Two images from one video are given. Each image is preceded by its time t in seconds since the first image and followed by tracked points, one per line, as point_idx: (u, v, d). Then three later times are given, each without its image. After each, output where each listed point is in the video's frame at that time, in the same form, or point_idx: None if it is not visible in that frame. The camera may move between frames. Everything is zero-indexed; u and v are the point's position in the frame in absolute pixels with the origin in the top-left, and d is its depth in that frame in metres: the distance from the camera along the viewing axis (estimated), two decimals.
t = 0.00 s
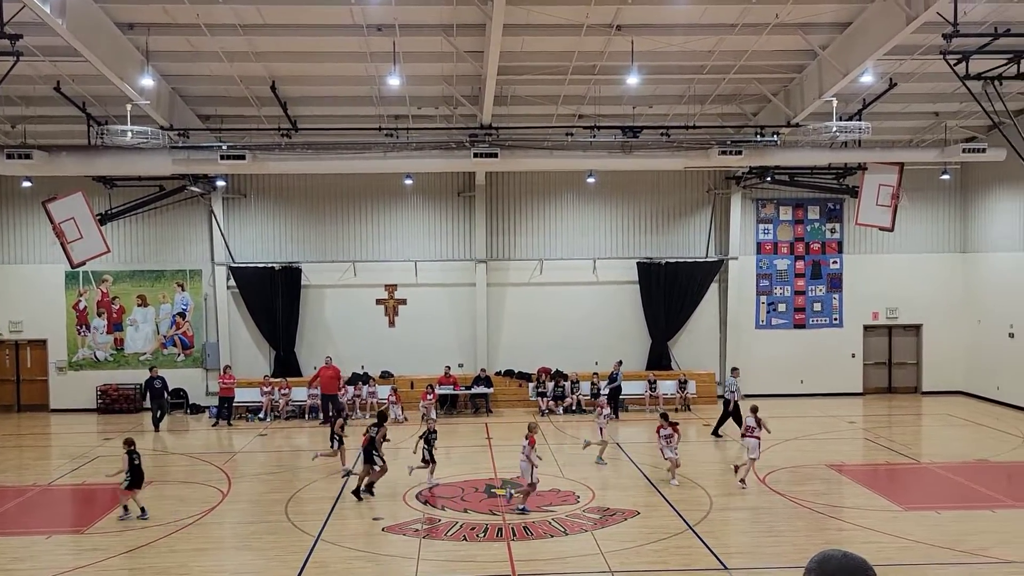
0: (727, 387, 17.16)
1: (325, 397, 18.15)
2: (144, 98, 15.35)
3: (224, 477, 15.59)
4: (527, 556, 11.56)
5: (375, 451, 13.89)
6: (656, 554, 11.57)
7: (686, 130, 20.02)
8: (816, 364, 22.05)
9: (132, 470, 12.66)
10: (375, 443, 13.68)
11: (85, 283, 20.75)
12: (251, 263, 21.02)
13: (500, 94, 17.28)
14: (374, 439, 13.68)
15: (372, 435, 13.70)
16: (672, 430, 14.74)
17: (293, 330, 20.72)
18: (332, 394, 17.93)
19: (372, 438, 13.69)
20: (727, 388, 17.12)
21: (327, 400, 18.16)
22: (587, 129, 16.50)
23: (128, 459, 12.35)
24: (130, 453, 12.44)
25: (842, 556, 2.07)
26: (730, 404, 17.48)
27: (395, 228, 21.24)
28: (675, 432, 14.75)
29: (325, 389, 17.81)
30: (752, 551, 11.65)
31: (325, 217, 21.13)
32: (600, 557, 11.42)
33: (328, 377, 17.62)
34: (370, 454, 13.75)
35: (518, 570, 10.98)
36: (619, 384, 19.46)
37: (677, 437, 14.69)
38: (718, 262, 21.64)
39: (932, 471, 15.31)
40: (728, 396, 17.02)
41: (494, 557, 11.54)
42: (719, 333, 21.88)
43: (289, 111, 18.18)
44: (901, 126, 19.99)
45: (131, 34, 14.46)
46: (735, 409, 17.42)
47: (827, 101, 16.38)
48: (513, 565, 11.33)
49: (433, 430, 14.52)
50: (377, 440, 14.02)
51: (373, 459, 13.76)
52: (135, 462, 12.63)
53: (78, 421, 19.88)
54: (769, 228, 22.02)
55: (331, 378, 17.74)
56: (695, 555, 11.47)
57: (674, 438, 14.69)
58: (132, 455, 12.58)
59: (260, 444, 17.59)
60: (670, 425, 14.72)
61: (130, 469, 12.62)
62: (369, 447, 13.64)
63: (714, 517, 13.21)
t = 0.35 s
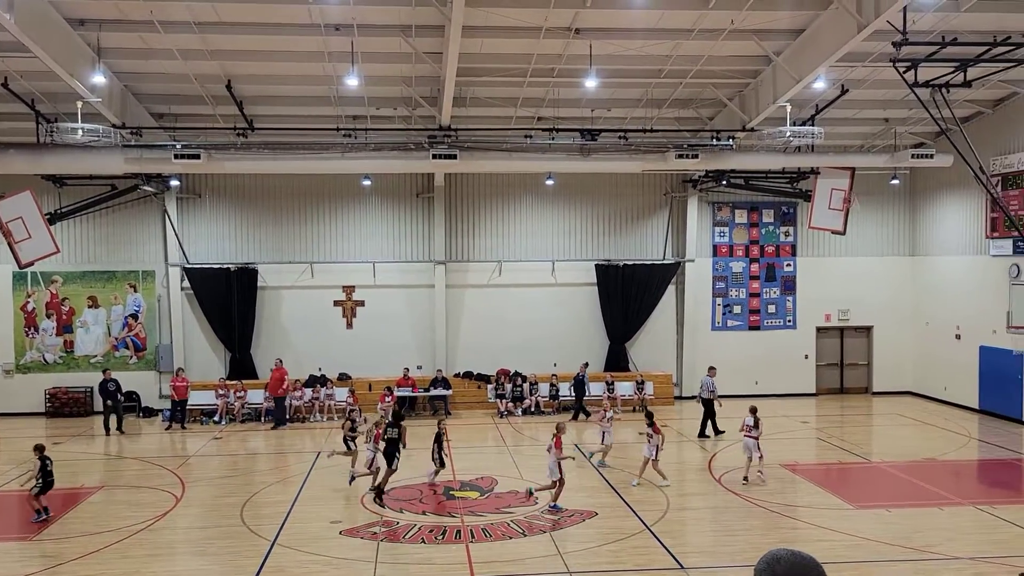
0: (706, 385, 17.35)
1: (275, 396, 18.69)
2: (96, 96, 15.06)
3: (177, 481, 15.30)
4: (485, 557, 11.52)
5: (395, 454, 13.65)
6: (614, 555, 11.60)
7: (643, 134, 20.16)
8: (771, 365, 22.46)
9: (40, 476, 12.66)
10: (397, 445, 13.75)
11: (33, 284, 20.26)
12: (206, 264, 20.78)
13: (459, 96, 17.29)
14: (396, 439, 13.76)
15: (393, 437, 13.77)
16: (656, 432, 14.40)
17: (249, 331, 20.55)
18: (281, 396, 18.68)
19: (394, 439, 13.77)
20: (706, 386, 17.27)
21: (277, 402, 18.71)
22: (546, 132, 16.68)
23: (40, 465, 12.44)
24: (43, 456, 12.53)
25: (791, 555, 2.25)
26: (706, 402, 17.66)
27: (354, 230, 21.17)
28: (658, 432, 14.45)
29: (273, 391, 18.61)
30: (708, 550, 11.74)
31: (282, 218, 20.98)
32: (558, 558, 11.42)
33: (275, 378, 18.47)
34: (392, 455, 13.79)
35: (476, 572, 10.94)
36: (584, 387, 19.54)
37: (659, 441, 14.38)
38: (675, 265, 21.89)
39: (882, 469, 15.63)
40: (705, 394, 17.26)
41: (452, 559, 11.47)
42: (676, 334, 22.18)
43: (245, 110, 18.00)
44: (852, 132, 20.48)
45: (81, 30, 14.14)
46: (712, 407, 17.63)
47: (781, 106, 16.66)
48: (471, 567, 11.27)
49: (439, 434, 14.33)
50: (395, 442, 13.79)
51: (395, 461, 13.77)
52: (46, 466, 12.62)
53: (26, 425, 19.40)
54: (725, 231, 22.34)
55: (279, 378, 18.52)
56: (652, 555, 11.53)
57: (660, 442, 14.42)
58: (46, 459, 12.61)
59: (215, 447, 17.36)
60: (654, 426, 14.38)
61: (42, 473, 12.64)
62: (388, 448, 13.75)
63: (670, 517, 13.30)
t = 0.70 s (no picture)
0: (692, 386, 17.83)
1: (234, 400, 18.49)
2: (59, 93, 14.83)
3: (142, 484, 15.02)
4: (454, 559, 11.38)
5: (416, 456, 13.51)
6: (583, 555, 11.53)
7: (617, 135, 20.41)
8: (737, 365, 22.76)
9: None
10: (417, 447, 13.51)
11: None
12: (172, 263, 20.60)
13: (429, 96, 17.29)
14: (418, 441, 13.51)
15: (411, 440, 13.52)
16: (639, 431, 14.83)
17: (215, 331, 20.42)
18: (241, 398, 18.46)
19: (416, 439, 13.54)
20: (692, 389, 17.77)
21: (237, 404, 18.54)
22: (516, 133, 16.93)
23: None
24: None
25: (763, 555, 2.40)
26: (693, 402, 18.13)
27: (322, 230, 21.11)
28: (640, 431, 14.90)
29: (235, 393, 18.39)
30: (676, 549, 11.70)
31: (250, 218, 20.85)
32: (527, 558, 11.34)
33: (235, 380, 18.20)
34: (410, 457, 13.59)
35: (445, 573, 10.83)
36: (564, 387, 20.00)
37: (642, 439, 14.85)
38: (644, 266, 22.08)
39: (846, 469, 15.79)
40: (693, 395, 17.74)
41: (421, 561, 11.32)
42: (645, 335, 22.36)
43: (212, 108, 17.83)
44: (819, 135, 20.86)
45: (44, 25, 13.85)
46: (699, 407, 18.11)
47: (749, 110, 16.83)
48: (440, 568, 11.16)
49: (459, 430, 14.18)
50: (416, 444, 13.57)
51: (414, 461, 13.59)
52: None
53: None
54: (693, 233, 22.57)
55: (240, 379, 18.21)
56: (623, 555, 11.50)
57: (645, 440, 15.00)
58: None
59: (181, 449, 17.17)
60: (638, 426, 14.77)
61: None
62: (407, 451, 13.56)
63: (639, 516, 13.30)
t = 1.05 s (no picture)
0: (680, 388, 17.58)
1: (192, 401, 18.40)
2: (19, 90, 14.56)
3: (105, 487, 14.63)
4: (423, 560, 11.05)
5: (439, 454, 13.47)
6: (553, 555, 11.30)
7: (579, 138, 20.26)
8: (704, 366, 23.00)
9: None
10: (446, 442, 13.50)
11: None
12: (136, 263, 20.36)
13: (397, 97, 17.33)
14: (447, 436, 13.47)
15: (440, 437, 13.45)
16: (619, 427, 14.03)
17: (180, 332, 20.21)
18: (201, 398, 18.41)
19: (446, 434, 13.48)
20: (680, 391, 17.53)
21: (197, 406, 18.42)
22: (485, 134, 17.23)
23: None
24: None
25: (723, 553, 2.06)
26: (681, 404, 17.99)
27: (290, 230, 21.00)
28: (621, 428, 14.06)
29: (195, 392, 18.36)
30: (646, 549, 11.51)
31: (216, 218, 20.69)
32: (496, 559, 11.04)
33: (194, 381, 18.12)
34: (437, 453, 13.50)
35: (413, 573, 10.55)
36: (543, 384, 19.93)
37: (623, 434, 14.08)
38: (612, 267, 22.27)
39: (811, 468, 15.92)
40: (679, 396, 17.56)
41: (389, 562, 10.98)
42: (613, 336, 22.56)
43: (177, 107, 17.69)
44: (784, 138, 21.24)
45: (4, 20, 13.54)
46: (684, 408, 17.92)
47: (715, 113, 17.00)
48: (408, 570, 10.81)
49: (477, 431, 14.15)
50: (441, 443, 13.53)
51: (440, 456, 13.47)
52: None
53: None
54: (661, 234, 22.83)
55: (199, 379, 18.16)
56: (594, 554, 11.32)
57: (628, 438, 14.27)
58: None
59: (145, 452, 16.91)
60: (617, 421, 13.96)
61: None
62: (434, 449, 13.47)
63: (610, 515, 13.16)
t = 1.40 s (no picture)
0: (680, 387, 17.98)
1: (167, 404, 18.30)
2: None
3: (84, 490, 14.48)
4: (405, 562, 11.01)
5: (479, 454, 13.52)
6: (535, 556, 11.30)
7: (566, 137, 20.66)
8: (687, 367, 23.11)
9: None
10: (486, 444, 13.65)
11: None
12: (116, 264, 20.21)
13: (380, 97, 17.36)
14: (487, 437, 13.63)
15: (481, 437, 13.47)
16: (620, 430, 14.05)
17: (161, 333, 20.07)
18: (178, 400, 18.27)
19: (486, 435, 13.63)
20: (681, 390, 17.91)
21: (176, 408, 18.28)
22: (468, 136, 17.36)
23: None
24: None
25: (702, 555, 2.33)
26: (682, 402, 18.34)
27: (272, 230, 20.93)
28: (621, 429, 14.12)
29: (169, 396, 18.10)
30: (627, 550, 11.50)
31: (197, 218, 20.58)
32: (478, 560, 11.02)
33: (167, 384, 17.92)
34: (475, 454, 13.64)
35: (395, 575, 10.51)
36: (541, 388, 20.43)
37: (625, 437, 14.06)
38: (595, 268, 22.36)
39: (791, 469, 16.03)
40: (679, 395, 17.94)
41: (371, 564, 10.94)
42: (596, 337, 22.63)
43: (158, 106, 17.62)
44: (766, 141, 21.45)
45: None
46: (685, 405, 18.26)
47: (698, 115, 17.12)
48: (390, 571, 10.78)
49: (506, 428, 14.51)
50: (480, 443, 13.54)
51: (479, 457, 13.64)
52: None
53: None
54: (644, 236, 22.95)
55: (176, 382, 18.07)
56: (577, 554, 11.32)
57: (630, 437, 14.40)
58: None
59: (125, 454, 16.78)
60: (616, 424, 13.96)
61: None
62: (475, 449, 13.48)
63: (592, 515, 13.18)
